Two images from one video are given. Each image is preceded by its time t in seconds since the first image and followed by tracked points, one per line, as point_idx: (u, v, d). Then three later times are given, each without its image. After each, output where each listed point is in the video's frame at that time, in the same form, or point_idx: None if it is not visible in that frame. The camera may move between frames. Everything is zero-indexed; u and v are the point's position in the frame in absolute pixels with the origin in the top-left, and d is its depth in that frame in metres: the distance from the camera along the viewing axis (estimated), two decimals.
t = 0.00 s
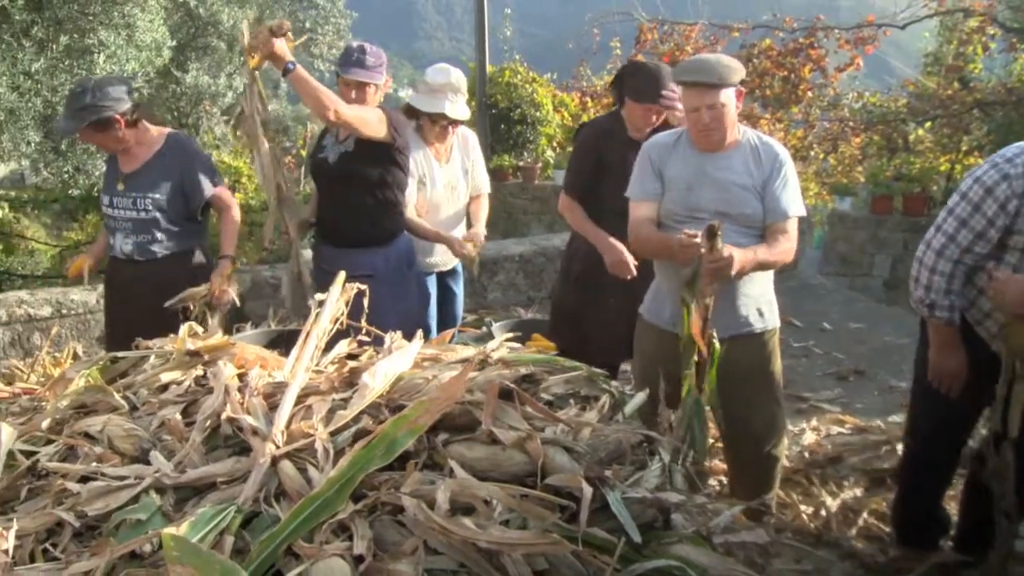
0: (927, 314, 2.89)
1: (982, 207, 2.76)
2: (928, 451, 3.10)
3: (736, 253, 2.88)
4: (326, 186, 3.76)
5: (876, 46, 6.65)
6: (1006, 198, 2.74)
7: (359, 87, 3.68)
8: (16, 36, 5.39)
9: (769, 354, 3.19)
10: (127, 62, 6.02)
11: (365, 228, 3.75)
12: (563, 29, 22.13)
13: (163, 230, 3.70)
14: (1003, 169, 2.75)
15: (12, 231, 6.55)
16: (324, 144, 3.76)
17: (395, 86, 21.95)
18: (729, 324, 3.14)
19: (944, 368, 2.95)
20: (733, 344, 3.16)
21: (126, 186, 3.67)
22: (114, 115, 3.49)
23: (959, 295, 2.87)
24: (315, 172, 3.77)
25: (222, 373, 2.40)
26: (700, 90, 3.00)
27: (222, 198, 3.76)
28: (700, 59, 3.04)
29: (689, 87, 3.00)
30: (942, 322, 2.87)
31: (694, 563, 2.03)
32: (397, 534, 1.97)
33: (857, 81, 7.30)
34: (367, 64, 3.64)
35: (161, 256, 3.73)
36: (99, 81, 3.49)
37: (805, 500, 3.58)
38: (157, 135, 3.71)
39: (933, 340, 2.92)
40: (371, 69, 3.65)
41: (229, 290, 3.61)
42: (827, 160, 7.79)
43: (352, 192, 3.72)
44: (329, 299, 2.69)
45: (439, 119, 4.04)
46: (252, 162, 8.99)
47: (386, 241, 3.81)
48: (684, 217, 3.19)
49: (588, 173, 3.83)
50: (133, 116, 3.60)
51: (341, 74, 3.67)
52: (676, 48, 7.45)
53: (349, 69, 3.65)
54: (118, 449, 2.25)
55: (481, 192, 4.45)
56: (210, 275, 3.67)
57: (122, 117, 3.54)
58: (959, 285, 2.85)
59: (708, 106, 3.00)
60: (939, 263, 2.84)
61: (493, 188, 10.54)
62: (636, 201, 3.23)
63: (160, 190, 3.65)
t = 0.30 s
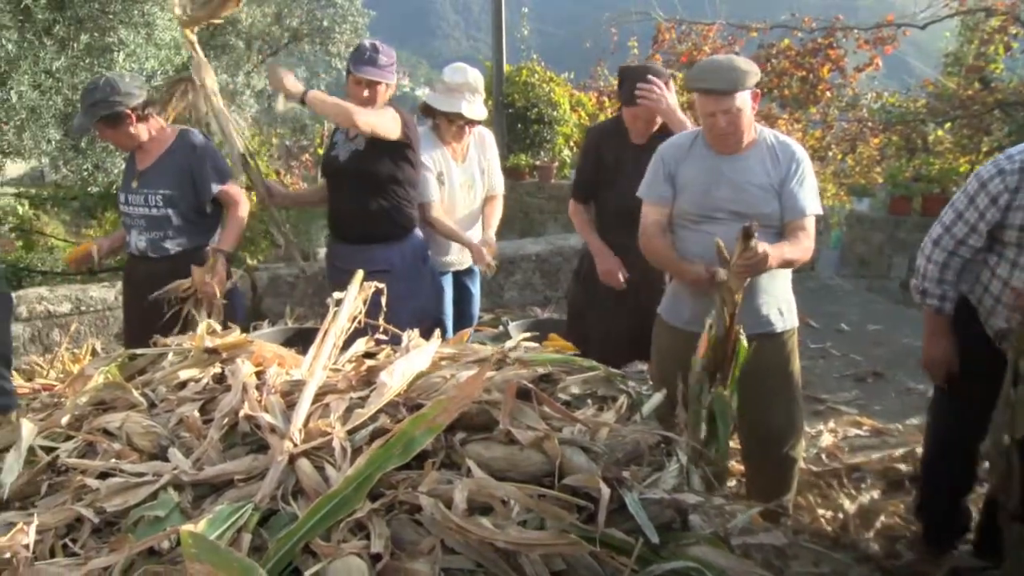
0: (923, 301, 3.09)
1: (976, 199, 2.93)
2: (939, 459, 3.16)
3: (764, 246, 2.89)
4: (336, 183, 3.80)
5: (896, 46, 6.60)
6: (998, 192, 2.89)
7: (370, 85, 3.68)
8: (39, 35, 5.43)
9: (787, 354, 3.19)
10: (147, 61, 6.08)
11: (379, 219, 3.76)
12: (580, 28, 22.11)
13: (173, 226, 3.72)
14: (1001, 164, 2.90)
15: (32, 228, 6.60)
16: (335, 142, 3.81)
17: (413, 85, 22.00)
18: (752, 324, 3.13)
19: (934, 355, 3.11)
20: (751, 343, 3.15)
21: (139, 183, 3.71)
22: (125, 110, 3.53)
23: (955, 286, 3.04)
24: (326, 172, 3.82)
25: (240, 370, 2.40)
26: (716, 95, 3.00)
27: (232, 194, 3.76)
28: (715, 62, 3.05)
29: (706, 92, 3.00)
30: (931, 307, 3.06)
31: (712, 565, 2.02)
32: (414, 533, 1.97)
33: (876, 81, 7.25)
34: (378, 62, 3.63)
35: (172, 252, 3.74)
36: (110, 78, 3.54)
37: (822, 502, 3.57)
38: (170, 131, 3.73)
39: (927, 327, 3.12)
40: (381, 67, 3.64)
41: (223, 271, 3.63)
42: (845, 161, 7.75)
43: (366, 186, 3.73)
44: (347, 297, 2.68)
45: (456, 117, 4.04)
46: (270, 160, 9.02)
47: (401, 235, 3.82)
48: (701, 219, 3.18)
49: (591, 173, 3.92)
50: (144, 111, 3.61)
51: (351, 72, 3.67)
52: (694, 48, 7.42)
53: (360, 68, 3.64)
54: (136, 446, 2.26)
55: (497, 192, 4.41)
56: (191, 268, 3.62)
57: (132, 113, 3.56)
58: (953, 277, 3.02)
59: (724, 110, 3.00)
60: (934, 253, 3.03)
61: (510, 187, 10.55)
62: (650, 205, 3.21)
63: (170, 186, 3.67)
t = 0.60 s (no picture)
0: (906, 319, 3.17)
1: (955, 222, 2.99)
2: (928, 462, 3.17)
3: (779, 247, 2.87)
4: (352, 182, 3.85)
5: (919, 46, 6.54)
6: (975, 216, 2.94)
7: (381, 86, 3.69)
8: (64, 34, 5.45)
9: (808, 354, 3.17)
10: (169, 59, 6.11)
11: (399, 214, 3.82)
12: (600, 27, 22.07)
13: (198, 224, 3.74)
14: (977, 188, 2.93)
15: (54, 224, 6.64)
16: (348, 141, 3.84)
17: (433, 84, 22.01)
18: (774, 326, 3.11)
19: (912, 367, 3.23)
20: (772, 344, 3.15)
21: (164, 181, 3.73)
22: (154, 106, 3.55)
23: (937, 305, 3.11)
24: (341, 171, 3.87)
25: (260, 368, 2.41)
26: (736, 93, 2.99)
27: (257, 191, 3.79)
28: (735, 61, 3.04)
29: (725, 91, 3.00)
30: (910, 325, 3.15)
31: (731, 567, 2.01)
32: (434, 533, 1.97)
33: (899, 81, 7.20)
34: (388, 63, 3.66)
35: (197, 250, 3.77)
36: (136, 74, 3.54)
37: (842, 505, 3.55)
38: (196, 130, 3.75)
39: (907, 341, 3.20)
40: (392, 68, 3.68)
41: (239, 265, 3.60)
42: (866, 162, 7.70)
43: (384, 183, 3.78)
44: (368, 295, 2.69)
45: (478, 118, 4.05)
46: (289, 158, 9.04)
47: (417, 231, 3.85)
48: (721, 218, 3.17)
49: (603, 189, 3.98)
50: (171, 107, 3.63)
51: (362, 73, 3.68)
52: (715, 47, 7.39)
53: (371, 69, 3.66)
54: (157, 442, 2.27)
55: (516, 190, 4.44)
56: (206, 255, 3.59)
57: (158, 111, 3.58)
58: (934, 296, 3.09)
59: (744, 109, 2.99)
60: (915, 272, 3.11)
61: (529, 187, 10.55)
62: (671, 204, 3.22)
63: (197, 185, 3.69)
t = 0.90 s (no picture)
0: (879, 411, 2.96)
1: (900, 305, 2.92)
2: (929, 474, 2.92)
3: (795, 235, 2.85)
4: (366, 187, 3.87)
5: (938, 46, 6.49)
6: (919, 296, 2.86)
7: (397, 86, 3.69)
8: (84, 34, 5.49)
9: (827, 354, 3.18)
10: (187, 59, 6.15)
11: (416, 216, 3.83)
12: (619, 27, 22.05)
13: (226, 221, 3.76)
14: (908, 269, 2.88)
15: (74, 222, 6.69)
16: (364, 144, 3.83)
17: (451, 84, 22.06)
18: (792, 326, 3.14)
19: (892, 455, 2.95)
20: (794, 343, 3.16)
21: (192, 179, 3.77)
22: (184, 101, 3.60)
23: (906, 388, 2.92)
24: (359, 174, 3.87)
25: (278, 366, 2.42)
26: (758, 89, 3.01)
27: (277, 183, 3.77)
28: (757, 60, 3.06)
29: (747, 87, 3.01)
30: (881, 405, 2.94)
31: (748, 569, 2.00)
32: (451, 533, 1.96)
33: (918, 82, 7.15)
34: (404, 63, 3.66)
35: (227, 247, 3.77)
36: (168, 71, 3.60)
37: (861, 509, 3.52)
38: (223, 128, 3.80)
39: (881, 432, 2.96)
40: (407, 68, 3.67)
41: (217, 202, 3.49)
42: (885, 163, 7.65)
43: (400, 185, 3.80)
44: (387, 295, 2.70)
45: (499, 118, 4.07)
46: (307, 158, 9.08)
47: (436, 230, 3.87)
48: (741, 217, 3.17)
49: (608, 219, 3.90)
50: (199, 104, 3.69)
51: (377, 73, 3.67)
52: (733, 48, 7.36)
53: (386, 69, 3.66)
54: (175, 440, 2.27)
55: (535, 191, 4.44)
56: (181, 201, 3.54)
57: (188, 107, 3.62)
58: (901, 378, 2.92)
59: (766, 104, 3.01)
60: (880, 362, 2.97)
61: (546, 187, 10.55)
62: (690, 205, 3.22)
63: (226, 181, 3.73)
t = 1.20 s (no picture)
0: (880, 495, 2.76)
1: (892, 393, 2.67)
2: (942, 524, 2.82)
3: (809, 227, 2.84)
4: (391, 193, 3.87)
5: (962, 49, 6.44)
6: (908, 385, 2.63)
7: (432, 85, 3.70)
8: (108, 35, 5.52)
9: (848, 358, 3.17)
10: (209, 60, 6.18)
11: (445, 221, 3.84)
12: (638, 29, 22.03)
13: (252, 220, 3.75)
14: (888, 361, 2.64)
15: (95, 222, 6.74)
16: (396, 150, 3.80)
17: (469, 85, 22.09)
18: (813, 328, 3.13)
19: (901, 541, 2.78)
20: (815, 345, 3.15)
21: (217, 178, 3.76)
22: (212, 102, 3.58)
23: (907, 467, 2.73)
24: (388, 181, 3.84)
25: (299, 366, 2.43)
26: (774, 87, 3.02)
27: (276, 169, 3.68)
28: (773, 60, 3.07)
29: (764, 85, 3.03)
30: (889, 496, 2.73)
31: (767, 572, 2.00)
32: (469, 534, 1.97)
33: (940, 84, 7.11)
34: (438, 61, 3.68)
35: (252, 246, 3.77)
36: (202, 70, 3.60)
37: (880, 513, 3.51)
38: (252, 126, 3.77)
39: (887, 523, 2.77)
40: (441, 65, 3.69)
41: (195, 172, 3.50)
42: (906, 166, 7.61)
43: (437, 192, 3.80)
44: (406, 295, 2.70)
45: (526, 122, 4.07)
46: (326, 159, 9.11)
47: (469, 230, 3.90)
48: (760, 218, 3.16)
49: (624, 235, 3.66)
50: (230, 104, 3.67)
51: (411, 71, 3.67)
52: (753, 50, 7.34)
53: (421, 66, 3.67)
54: (196, 438, 2.29)
55: (556, 193, 4.43)
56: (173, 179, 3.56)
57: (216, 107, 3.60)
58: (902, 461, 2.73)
59: (781, 100, 3.02)
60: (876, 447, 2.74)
61: (565, 188, 10.55)
62: (712, 208, 3.23)
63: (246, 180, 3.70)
